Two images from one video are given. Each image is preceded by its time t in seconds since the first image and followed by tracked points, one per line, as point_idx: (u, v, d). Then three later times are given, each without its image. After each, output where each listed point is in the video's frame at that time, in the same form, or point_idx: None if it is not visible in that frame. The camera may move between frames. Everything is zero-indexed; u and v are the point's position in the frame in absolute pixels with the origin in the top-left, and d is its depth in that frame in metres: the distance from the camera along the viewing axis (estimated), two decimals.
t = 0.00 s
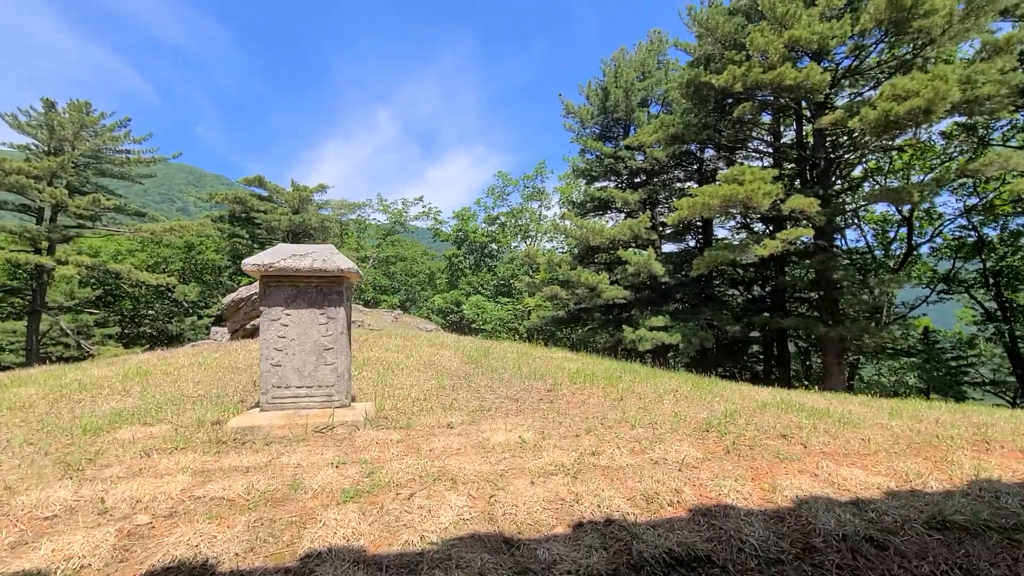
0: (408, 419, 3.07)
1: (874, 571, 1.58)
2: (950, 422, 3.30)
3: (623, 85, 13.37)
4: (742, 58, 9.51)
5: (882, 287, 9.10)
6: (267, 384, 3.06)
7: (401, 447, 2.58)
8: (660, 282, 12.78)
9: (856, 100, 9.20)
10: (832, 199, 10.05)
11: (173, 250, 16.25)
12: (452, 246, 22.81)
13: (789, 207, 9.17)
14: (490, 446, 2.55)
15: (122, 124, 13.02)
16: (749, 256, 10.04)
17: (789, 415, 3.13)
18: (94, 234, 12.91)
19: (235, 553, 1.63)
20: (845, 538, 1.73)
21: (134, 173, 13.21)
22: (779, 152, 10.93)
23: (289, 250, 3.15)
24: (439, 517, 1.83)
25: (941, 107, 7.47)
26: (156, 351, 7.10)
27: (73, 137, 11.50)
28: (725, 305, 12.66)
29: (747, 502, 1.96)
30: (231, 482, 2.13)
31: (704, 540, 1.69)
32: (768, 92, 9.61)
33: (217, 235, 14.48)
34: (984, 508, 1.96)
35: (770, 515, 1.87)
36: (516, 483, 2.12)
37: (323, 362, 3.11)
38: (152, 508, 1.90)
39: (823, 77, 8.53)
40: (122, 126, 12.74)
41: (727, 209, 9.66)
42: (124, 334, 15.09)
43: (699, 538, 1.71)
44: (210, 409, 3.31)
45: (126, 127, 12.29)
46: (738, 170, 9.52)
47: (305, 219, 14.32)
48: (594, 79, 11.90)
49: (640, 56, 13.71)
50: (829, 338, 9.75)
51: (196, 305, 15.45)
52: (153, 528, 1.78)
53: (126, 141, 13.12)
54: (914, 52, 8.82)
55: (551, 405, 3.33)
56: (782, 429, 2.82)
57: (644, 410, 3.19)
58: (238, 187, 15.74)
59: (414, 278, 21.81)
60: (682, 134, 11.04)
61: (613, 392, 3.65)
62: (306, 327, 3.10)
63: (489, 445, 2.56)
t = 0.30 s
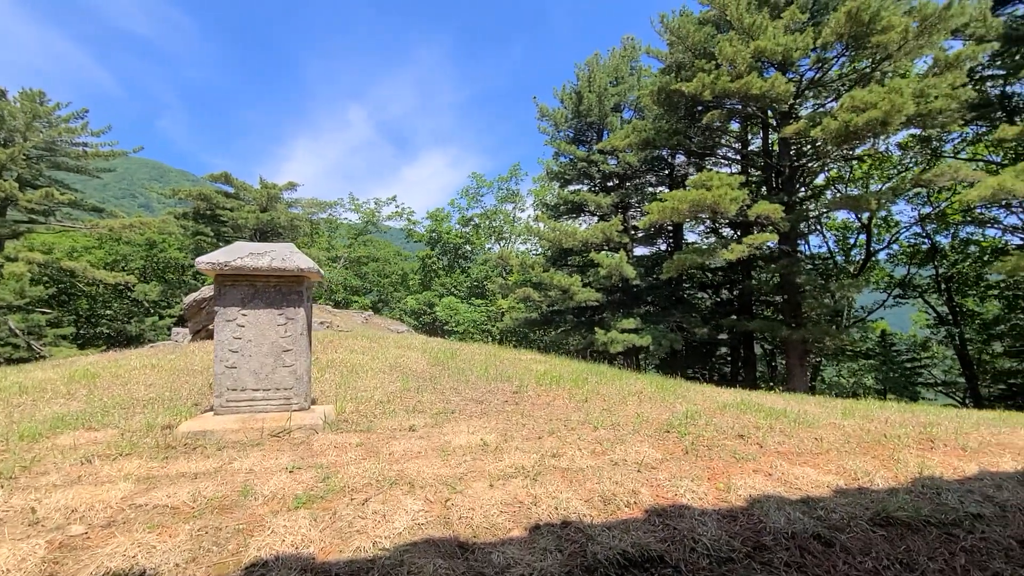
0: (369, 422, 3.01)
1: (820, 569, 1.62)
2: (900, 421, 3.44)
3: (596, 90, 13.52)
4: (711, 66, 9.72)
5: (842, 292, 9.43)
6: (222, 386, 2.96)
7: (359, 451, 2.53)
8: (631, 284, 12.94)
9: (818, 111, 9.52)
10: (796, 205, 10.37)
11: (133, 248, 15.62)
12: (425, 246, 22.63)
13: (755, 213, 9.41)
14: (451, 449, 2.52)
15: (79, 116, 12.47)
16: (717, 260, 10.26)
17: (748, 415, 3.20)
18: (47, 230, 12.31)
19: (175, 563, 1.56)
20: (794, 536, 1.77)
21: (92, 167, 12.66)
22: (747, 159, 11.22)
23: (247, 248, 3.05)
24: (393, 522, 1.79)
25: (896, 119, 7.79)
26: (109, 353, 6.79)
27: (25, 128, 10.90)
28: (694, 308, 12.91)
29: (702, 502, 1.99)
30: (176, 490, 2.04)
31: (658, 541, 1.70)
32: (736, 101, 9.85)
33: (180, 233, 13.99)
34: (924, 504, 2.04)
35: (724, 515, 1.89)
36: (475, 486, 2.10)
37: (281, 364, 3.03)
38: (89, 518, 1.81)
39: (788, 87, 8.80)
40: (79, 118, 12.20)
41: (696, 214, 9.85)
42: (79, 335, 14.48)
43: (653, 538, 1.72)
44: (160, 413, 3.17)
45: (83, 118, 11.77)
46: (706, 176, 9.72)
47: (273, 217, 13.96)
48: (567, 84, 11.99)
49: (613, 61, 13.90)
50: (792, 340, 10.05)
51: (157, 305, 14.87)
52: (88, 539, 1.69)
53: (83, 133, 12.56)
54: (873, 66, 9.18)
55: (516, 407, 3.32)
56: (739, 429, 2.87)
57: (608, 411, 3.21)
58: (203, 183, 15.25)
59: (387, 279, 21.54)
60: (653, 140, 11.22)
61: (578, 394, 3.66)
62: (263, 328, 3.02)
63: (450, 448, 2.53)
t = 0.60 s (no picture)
0: (346, 424, 2.97)
1: (791, 569, 1.63)
2: (875, 423, 3.51)
3: (582, 93, 13.59)
4: (696, 72, 9.83)
5: (822, 295, 9.60)
6: (194, 388, 2.89)
7: (335, 453, 2.49)
8: (616, 287, 13.01)
9: (799, 118, 9.69)
10: (778, 210, 10.52)
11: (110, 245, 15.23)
12: (410, 247, 22.49)
13: (737, 217, 9.53)
14: (428, 451, 2.49)
15: (54, 109, 12.12)
16: (700, 263, 10.37)
17: (726, 417, 3.24)
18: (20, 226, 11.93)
19: (137, 569, 1.51)
20: (766, 537, 1.78)
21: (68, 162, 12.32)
22: (730, 164, 11.37)
23: (221, 247, 2.99)
24: (365, 526, 1.76)
25: (874, 127, 7.96)
26: (80, 353, 6.59)
27: None
28: (677, 310, 13.03)
29: (677, 503, 1.99)
30: (143, 493, 1.99)
31: (632, 543, 1.70)
32: (720, 106, 9.98)
33: (159, 230, 13.69)
34: (893, 504, 2.08)
35: (699, 516, 1.90)
36: (450, 488, 2.08)
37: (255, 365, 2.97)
38: (48, 523, 1.75)
39: (770, 94, 8.94)
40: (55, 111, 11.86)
41: (680, 217, 9.94)
42: (53, 334, 14.08)
43: (627, 540, 1.72)
44: (130, 414, 3.09)
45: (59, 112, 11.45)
46: (690, 180, 9.82)
47: (255, 215, 13.73)
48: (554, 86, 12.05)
49: (600, 65, 13.99)
50: (773, 343, 10.19)
51: (134, 304, 14.53)
52: (46, 545, 1.63)
53: (59, 127, 12.21)
54: (852, 74, 9.37)
55: (496, 409, 3.30)
56: (717, 430, 2.89)
57: (588, 412, 3.21)
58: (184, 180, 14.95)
59: (371, 279, 21.37)
60: (638, 143, 11.30)
61: (558, 395, 3.66)
62: (238, 328, 2.96)
63: (428, 450, 2.50)
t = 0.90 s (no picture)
0: (329, 425, 2.93)
1: (770, 571, 1.64)
2: (857, 424, 3.55)
3: (573, 95, 13.64)
4: (685, 75, 9.90)
5: (809, 299, 9.71)
6: (173, 388, 2.84)
7: (316, 455, 2.46)
8: (605, 288, 13.05)
9: (787, 123, 9.80)
10: (766, 214, 10.62)
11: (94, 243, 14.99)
12: (400, 247, 22.38)
13: (726, 220, 9.60)
14: (410, 452, 2.47)
15: (38, 103, 11.91)
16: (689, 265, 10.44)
17: (710, 419, 3.25)
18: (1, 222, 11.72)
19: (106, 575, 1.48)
20: (747, 539, 1.79)
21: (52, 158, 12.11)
22: (719, 168, 11.46)
23: (203, 245, 2.95)
24: (344, 529, 1.74)
25: (859, 133, 8.08)
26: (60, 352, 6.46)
27: None
28: (666, 312, 13.10)
29: (659, 505, 1.99)
30: (117, 496, 1.95)
31: (613, 545, 1.70)
32: (709, 110, 10.06)
33: (144, 228, 13.49)
34: (872, 506, 2.10)
35: (680, 518, 1.90)
36: (432, 491, 2.06)
37: (237, 365, 2.92)
38: (16, 527, 1.71)
39: (758, 98, 9.03)
40: (39, 106, 11.65)
41: (669, 220, 9.99)
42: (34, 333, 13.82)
43: (609, 543, 1.71)
44: (108, 415, 3.03)
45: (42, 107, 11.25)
46: (680, 183, 9.88)
47: (242, 214, 13.53)
48: (545, 89, 12.09)
49: (591, 68, 14.06)
50: (760, 345, 10.29)
51: (119, 303, 14.30)
52: (13, 550, 1.59)
53: (42, 122, 11.99)
54: (839, 81, 9.49)
55: (481, 410, 3.29)
56: (701, 432, 2.90)
57: (572, 414, 3.20)
58: (171, 177, 14.76)
59: (361, 280, 21.23)
60: (628, 146, 11.36)
61: (544, 396, 3.65)
62: (219, 328, 2.91)
63: (410, 451, 2.48)
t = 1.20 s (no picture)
0: (304, 428, 2.89)
1: (742, 571, 1.65)
2: (833, 424, 3.60)
3: (559, 96, 13.68)
4: (669, 79, 9.99)
5: (789, 300, 9.86)
6: (143, 391, 2.77)
7: (290, 458, 2.42)
8: (590, 289, 13.10)
9: (767, 127, 9.94)
10: (747, 217, 10.76)
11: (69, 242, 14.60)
12: (385, 248, 22.21)
13: (709, 223, 9.70)
14: (387, 455, 2.44)
15: (11, 98, 11.58)
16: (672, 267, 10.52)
17: (689, 419, 3.27)
18: None
19: None
20: (720, 539, 1.79)
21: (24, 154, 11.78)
22: (702, 170, 11.58)
23: (175, 244, 2.88)
24: (315, 534, 1.71)
25: (837, 137, 8.23)
26: (29, 354, 6.27)
27: None
28: (650, 313, 13.19)
29: (635, 506, 2.00)
30: (80, 503, 1.89)
31: (587, 547, 1.69)
32: (692, 113, 10.17)
33: (122, 227, 13.18)
34: (843, 505, 2.13)
35: (655, 519, 1.90)
36: (407, 494, 2.03)
37: (210, 367, 2.86)
38: None
39: (740, 103, 9.15)
40: (11, 100, 11.33)
41: (653, 222, 10.07)
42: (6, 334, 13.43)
43: (583, 544, 1.70)
44: (75, 418, 2.94)
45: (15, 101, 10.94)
46: (663, 185, 9.96)
47: (224, 213, 13.20)
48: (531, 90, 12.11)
49: (576, 70, 14.13)
50: (742, 346, 10.42)
51: (94, 303, 13.95)
52: None
53: (15, 117, 11.67)
54: (819, 86, 9.66)
55: (460, 412, 3.26)
56: (679, 433, 2.92)
57: (552, 415, 3.19)
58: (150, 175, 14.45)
59: (345, 280, 21.02)
60: (613, 148, 11.43)
61: (525, 398, 3.64)
62: (191, 329, 2.85)
63: (387, 454, 2.45)
